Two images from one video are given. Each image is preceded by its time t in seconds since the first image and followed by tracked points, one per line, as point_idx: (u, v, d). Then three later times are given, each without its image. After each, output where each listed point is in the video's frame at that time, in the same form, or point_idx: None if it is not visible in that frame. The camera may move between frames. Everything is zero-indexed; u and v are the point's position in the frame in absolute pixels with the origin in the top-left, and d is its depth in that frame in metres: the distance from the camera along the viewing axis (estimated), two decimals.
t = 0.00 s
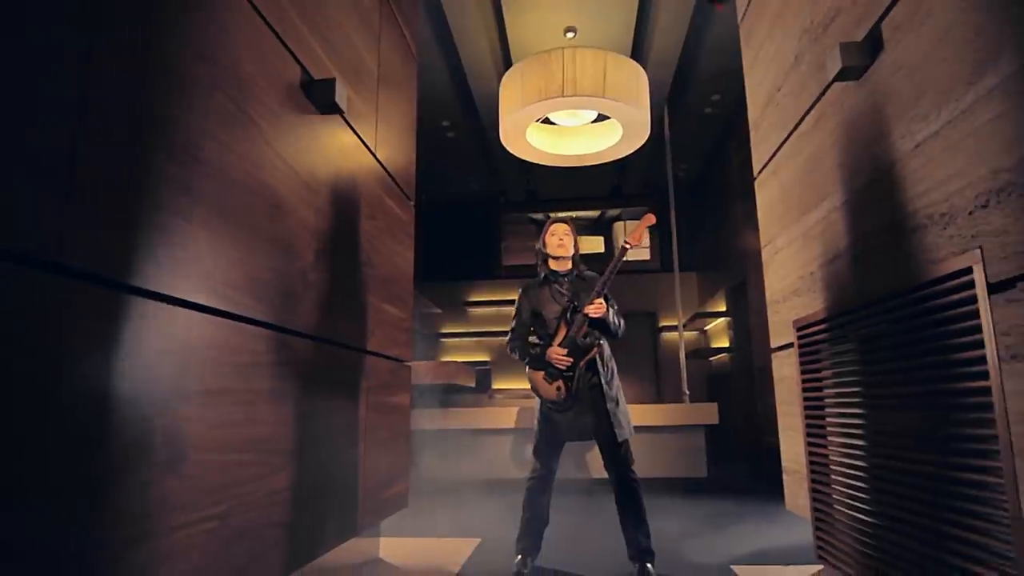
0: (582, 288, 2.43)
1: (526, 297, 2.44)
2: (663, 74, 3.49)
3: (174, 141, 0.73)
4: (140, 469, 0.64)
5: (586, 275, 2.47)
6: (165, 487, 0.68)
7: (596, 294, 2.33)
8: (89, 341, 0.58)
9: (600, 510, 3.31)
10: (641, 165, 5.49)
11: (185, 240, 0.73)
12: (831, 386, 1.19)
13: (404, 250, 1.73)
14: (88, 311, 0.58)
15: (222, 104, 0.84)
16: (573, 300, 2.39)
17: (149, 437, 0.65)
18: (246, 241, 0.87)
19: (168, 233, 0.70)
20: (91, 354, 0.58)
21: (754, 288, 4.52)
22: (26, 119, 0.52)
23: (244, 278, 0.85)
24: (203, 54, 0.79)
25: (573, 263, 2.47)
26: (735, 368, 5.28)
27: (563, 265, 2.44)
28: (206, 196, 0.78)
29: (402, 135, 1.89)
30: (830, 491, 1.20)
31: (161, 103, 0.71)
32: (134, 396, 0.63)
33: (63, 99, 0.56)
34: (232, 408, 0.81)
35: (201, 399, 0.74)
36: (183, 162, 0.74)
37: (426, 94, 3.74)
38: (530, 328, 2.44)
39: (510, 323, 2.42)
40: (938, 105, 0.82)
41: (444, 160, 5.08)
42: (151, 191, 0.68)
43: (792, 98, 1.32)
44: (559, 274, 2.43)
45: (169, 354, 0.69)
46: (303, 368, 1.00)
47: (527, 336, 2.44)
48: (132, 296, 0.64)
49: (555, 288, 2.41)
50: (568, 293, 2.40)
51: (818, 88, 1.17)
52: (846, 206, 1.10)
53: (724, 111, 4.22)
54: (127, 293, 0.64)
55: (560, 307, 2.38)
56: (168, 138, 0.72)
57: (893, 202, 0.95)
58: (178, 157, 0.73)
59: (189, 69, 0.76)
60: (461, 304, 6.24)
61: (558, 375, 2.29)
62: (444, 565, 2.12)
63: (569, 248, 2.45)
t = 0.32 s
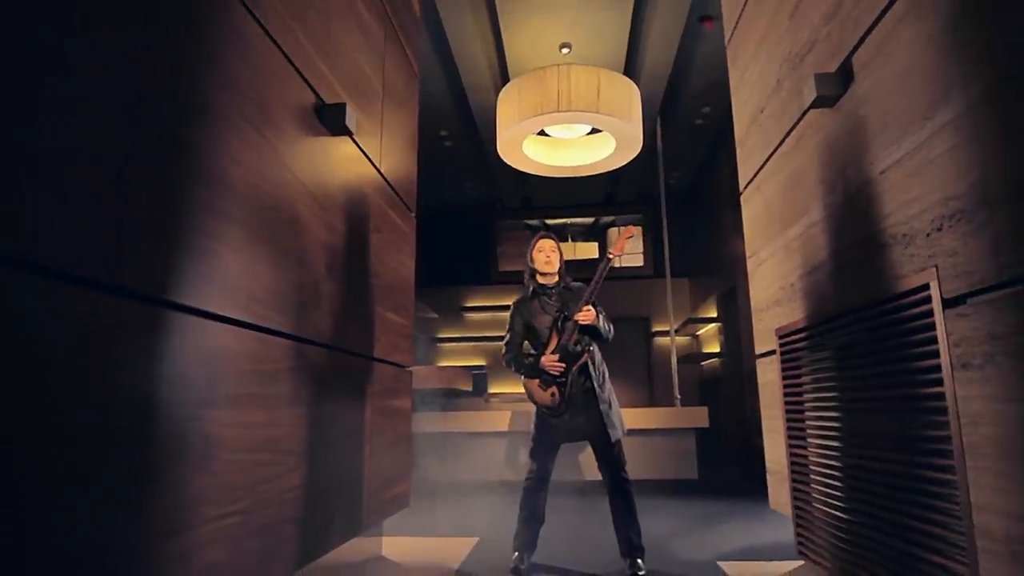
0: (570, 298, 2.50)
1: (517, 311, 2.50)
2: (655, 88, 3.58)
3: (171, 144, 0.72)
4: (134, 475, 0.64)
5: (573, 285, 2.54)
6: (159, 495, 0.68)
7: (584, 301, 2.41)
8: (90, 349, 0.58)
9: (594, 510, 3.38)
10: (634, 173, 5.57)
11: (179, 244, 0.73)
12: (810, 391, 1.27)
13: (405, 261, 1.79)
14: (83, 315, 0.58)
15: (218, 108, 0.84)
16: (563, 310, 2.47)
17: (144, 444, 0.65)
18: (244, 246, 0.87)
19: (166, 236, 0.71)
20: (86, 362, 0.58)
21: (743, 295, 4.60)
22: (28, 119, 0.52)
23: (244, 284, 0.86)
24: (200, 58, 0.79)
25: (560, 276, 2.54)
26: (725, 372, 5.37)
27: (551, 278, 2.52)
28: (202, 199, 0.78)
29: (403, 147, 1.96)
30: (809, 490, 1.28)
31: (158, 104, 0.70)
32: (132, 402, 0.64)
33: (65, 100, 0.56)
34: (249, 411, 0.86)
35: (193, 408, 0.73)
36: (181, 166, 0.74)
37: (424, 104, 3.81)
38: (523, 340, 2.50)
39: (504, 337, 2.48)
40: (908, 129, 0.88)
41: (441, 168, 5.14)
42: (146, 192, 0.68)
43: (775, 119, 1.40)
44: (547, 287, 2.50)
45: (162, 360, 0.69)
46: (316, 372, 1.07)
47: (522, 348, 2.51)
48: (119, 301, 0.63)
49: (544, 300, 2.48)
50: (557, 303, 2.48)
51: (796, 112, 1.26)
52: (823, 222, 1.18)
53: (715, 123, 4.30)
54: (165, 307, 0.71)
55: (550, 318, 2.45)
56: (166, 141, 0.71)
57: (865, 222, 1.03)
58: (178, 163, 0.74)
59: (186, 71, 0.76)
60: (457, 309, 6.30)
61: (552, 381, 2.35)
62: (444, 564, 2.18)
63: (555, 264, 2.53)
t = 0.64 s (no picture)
0: (558, 308, 2.57)
1: (508, 324, 2.59)
2: (644, 102, 3.67)
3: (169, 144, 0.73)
4: (141, 474, 0.66)
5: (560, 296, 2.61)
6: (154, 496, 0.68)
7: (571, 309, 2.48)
8: (83, 355, 0.58)
9: (584, 512, 3.46)
10: (624, 184, 5.66)
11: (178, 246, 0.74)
12: (787, 397, 1.35)
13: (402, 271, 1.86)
14: (83, 322, 0.58)
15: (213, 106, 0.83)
16: (551, 320, 2.54)
17: (148, 445, 0.67)
18: (239, 249, 0.89)
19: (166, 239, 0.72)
20: (84, 367, 0.58)
21: (730, 304, 4.70)
22: (38, 124, 0.53)
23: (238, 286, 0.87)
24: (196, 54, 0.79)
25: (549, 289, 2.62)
26: (712, 378, 5.47)
27: (541, 292, 2.59)
28: (200, 201, 0.79)
29: (401, 161, 2.03)
30: (785, 490, 1.36)
31: (167, 117, 0.73)
32: (128, 406, 0.64)
33: (73, 107, 0.57)
34: (261, 418, 0.92)
35: (183, 409, 0.74)
36: (179, 167, 0.74)
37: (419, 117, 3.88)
38: (515, 351, 2.58)
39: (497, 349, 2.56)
40: (873, 156, 0.95)
41: (434, 178, 5.21)
42: (146, 196, 0.68)
43: (754, 140, 1.48)
44: (536, 300, 2.58)
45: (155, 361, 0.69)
46: (322, 380, 1.15)
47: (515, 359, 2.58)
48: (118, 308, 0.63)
49: (532, 313, 2.56)
50: (546, 314, 2.55)
51: (773, 136, 1.34)
52: (797, 240, 1.26)
53: (702, 136, 4.40)
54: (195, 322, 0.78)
55: (539, 328, 2.52)
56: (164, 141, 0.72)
57: (832, 241, 1.11)
58: (181, 168, 0.75)
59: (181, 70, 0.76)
60: (450, 316, 6.38)
61: (542, 389, 2.41)
62: (439, 564, 2.23)
63: (546, 282, 2.61)
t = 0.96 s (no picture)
0: (546, 319, 2.64)
1: (498, 334, 2.65)
2: (630, 118, 3.77)
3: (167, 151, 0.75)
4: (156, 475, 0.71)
5: (547, 307, 2.70)
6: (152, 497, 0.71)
7: (559, 319, 2.56)
8: (82, 361, 0.60)
9: (569, 514, 3.54)
10: (610, 195, 5.76)
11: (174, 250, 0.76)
12: (760, 404, 1.44)
13: (394, 281, 1.93)
14: (84, 331, 0.61)
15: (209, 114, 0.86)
16: (539, 331, 2.61)
17: (162, 446, 0.73)
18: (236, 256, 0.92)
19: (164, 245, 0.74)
20: (86, 374, 0.61)
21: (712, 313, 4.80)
22: (41, 129, 0.56)
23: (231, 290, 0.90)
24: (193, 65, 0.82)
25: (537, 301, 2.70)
26: (695, 386, 5.58)
27: (530, 303, 2.66)
28: (197, 208, 0.81)
29: (394, 175, 2.10)
30: (759, 492, 1.45)
31: (180, 141, 0.78)
32: (144, 409, 0.69)
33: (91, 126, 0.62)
34: (259, 422, 0.96)
35: (176, 412, 0.76)
36: (177, 174, 0.77)
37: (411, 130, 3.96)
38: (505, 360, 2.66)
39: (488, 359, 2.63)
40: (835, 182, 1.04)
41: (424, 188, 5.28)
42: (146, 204, 0.71)
43: (731, 162, 1.57)
44: (524, 311, 2.66)
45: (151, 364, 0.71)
46: (323, 388, 1.22)
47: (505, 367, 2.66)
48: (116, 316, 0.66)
49: (521, 323, 2.64)
50: (534, 325, 2.62)
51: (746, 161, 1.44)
52: (769, 257, 1.35)
53: (686, 150, 4.51)
54: (216, 336, 0.86)
55: (528, 338, 2.60)
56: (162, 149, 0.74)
57: (800, 260, 1.20)
58: (189, 185, 0.80)
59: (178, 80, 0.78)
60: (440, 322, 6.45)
61: (532, 397, 2.49)
62: (430, 564, 2.30)
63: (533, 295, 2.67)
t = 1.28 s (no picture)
0: (534, 330, 2.73)
1: (488, 343, 2.74)
2: (614, 133, 3.87)
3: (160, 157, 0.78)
4: (163, 476, 0.77)
5: (536, 319, 2.78)
6: (144, 500, 0.73)
7: (547, 330, 2.66)
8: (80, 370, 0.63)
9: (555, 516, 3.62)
10: (595, 206, 5.87)
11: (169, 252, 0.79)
12: (733, 411, 1.53)
13: (386, 291, 1.99)
14: (84, 339, 0.64)
15: (201, 121, 0.89)
16: (527, 341, 2.70)
17: (168, 449, 0.78)
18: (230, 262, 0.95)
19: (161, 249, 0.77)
20: (87, 381, 0.64)
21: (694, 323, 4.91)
22: (43, 132, 0.59)
23: (222, 291, 0.93)
24: (185, 71, 0.85)
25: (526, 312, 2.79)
26: (678, 393, 5.69)
27: (519, 314, 2.75)
28: (190, 213, 0.84)
29: (386, 188, 2.17)
30: (733, 494, 1.54)
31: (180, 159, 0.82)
32: (151, 414, 0.75)
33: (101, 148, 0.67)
34: (244, 423, 0.98)
35: (167, 412, 0.78)
36: (176, 190, 0.81)
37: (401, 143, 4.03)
38: (494, 368, 2.74)
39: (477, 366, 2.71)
40: (799, 207, 1.13)
41: (413, 198, 5.35)
42: (143, 208, 0.74)
43: (708, 183, 1.66)
44: (514, 322, 2.74)
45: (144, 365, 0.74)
46: (323, 396, 1.30)
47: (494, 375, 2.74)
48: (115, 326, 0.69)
49: (511, 333, 2.73)
50: (523, 336, 2.71)
51: (720, 184, 1.54)
52: (741, 273, 1.44)
53: (669, 164, 4.61)
54: (230, 349, 0.95)
55: (517, 348, 2.68)
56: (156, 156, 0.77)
57: (766, 278, 1.29)
58: (190, 199, 0.84)
59: (174, 98, 0.82)
60: (429, 330, 6.52)
61: (519, 403, 2.57)
62: (420, 565, 2.36)
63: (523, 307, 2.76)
